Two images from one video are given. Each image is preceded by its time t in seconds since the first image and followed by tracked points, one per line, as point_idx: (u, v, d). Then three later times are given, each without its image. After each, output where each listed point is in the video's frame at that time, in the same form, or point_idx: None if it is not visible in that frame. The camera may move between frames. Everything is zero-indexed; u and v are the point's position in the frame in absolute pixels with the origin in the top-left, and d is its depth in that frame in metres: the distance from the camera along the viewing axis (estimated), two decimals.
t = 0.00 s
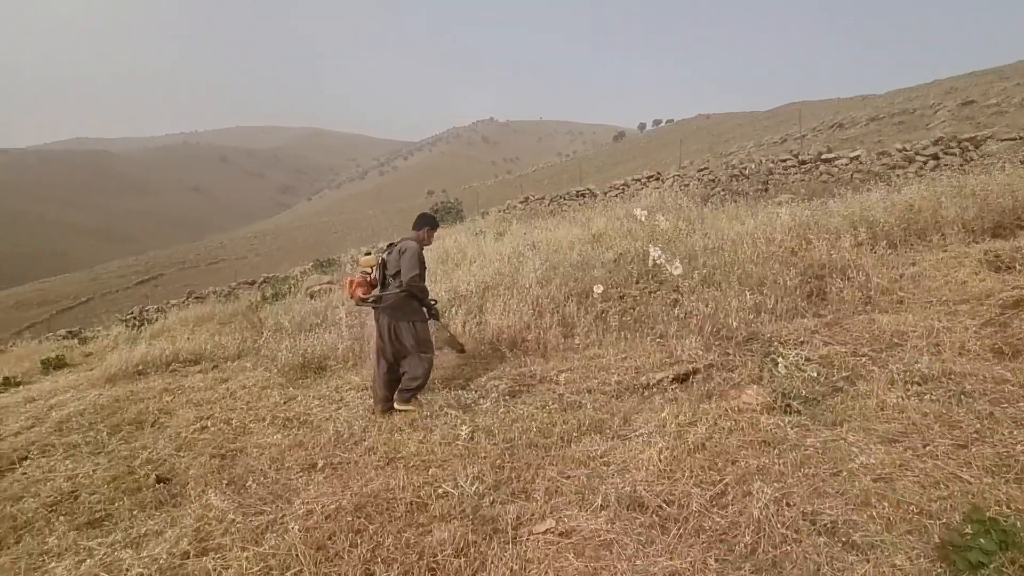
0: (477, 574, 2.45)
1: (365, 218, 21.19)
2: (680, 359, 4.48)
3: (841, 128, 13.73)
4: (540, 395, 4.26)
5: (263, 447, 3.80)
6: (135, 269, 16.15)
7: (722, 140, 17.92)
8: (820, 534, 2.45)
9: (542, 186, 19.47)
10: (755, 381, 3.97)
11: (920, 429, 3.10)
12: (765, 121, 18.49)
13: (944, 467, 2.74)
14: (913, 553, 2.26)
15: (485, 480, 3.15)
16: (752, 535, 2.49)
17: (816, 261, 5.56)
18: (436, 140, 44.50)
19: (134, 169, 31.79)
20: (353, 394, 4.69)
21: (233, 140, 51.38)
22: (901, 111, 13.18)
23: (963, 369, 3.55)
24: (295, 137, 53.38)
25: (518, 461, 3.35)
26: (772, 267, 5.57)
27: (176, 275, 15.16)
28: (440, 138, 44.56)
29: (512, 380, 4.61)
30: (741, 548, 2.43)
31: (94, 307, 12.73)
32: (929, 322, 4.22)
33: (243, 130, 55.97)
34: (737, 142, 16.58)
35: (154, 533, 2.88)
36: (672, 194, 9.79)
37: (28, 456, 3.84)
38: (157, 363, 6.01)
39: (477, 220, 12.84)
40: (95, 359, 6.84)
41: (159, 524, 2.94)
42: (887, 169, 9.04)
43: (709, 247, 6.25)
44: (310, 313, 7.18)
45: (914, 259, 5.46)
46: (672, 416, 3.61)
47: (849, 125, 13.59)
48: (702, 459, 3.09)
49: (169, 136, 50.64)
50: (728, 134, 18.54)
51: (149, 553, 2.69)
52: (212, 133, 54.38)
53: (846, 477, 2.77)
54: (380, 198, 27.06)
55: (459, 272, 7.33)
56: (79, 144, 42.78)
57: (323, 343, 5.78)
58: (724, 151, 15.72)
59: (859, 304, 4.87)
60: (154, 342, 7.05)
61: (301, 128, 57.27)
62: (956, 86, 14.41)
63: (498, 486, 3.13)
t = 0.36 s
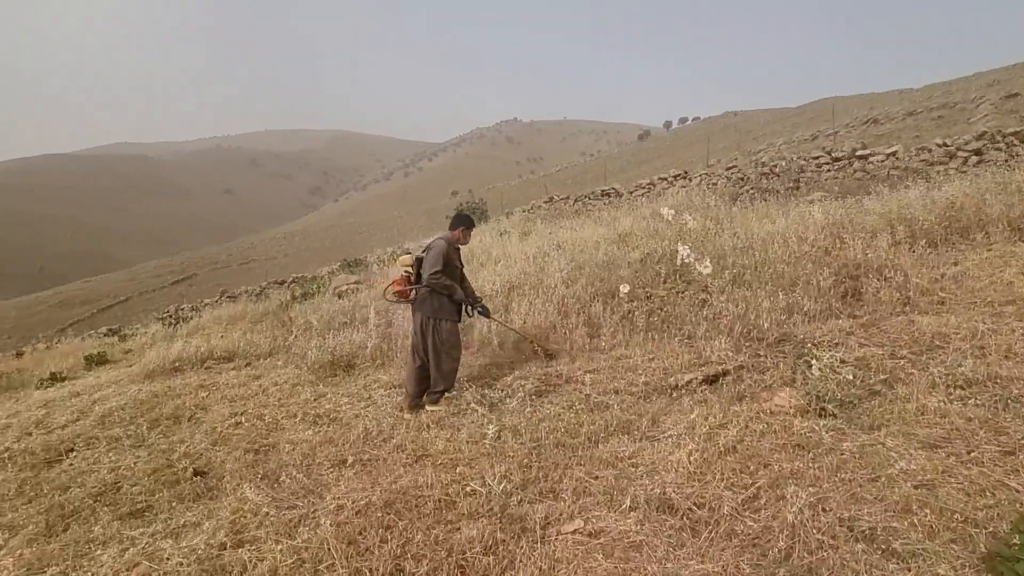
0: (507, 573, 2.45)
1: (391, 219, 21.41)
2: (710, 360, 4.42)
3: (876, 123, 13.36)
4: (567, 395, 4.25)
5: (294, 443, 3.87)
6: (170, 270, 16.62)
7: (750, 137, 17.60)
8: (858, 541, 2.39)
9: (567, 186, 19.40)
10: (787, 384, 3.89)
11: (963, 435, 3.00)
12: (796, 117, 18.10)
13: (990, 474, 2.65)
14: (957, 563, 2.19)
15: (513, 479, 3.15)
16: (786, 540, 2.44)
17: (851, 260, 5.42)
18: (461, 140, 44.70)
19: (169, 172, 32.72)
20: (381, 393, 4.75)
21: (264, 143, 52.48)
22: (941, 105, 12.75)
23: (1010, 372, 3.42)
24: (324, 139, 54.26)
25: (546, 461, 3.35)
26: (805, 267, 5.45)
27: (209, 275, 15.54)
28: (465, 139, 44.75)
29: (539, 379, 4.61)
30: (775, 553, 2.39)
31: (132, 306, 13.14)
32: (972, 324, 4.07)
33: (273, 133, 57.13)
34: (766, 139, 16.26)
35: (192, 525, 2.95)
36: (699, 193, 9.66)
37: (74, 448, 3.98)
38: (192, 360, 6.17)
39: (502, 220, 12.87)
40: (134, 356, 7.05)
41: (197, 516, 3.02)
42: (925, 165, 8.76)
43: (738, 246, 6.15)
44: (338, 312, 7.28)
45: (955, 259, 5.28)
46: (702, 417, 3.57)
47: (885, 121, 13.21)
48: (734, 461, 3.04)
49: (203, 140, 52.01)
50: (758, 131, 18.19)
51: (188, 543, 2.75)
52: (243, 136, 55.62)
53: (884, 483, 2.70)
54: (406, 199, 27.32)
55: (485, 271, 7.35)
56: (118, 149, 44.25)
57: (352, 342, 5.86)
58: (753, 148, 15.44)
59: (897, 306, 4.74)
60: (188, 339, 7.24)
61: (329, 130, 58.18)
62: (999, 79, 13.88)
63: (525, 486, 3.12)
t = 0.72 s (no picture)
0: (528, 571, 2.44)
1: (412, 218, 21.56)
2: (734, 363, 4.36)
3: (907, 123, 13.04)
4: (588, 395, 4.22)
5: (318, 437, 3.92)
6: (197, 266, 16.97)
7: (775, 137, 17.31)
8: (889, 550, 2.34)
9: (589, 186, 19.31)
10: (814, 388, 3.82)
11: (1000, 443, 2.91)
12: (824, 116, 17.75)
13: None
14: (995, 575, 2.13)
15: (534, 478, 3.15)
16: (814, 547, 2.39)
17: (881, 263, 5.29)
18: (482, 140, 44.79)
19: (196, 172, 33.40)
20: (402, 390, 4.78)
21: (289, 143, 53.27)
22: (976, 103, 12.39)
23: None
24: (347, 139, 54.91)
25: (566, 461, 3.34)
26: (833, 269, 5.35)
27: (234, 272, 15.82)
28: (487, 138, 44.85)
29: (559, 379, 4.59)
30: (803, 560, 2.34)
31: (160, 301, 13.44)
32: (1010, 328, 3.95)
33: (298, 133, 58.03)
34: (792, 139, 15.97)
35: (219, 515, 3.01)
36: (723, 193, 9.53)
37: (106, 438, 4.08)
38: (219, 355, 6.28)
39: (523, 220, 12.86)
40: (162, 350, 7.21)
41: (224, 507, 3.07)
42: (959, 165, 8.52)
43: (763, 247, 6.05)
44: (360, 309, 7.36)
45: (991, 262, 5.12)
46: (726, 420, 3.52)
47: (917, 120, 12.88)
48: (759, 466, 3.00)
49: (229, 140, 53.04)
50: (784, 130, 17.89)
51: (215, 533, 2.79)
52: (269, 136, 56.51)
53: (916, 491, 2.64)
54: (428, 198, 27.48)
55: (506, 271, 7.36)
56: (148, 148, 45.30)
57: (373, 339, 5.92)
58: (779, 148, 15.20)
59: (929, 310, 4.62)
60: (214, 335, 7.38)
61: (352, 131, 58.88)
62: None
63: (546, 485, 3.12)
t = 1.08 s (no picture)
0: (548, 572, 2.44)
1: (430, 216, 21.66)
2: (756, 366, 4.30)
3: (934, 122, 12.75)
4: (607, 396, 4.20)
5: (338, 434, 3.96)
6: (219, 264, 17.24)
7: (797, 136, 17.06)
8: (919, 559, 2.29)
9: (606, 185, 19.22)
10: (838, 393, 3.75)
11: None
12: (848, 115, 17.43)
13: None
14: None
15: (554, 479, 3.14)
16: (840, 554, 2.35)
17: (908, 266, 5.18)
18: (500, 139, 44.82)
19: (219, 171, 33.95)
20: (421, 388, 4.80)
21: (309, 142, 53.91)
22: (1006, 102, 12.07)
23: None
24: (366, 139, 55.38)
25: (586, 461, 3.32)
26: (858, 272, 5.25)
27: (254, 270, 16.04)
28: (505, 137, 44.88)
29: (578, 379, 4.57)
30: (830, 567, 2.30)
31: (183, 297, 13.68)
32: None
33: (318, 133, 58.70)
34: (814, 138, 15.73)
35: (243, 509, 3.05)
36: (744, 194, 9.42)
37: (133, 431, 4.16)
38: (241, 351, 6.37)
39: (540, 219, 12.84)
40: (185, 346, 7.33)
41: (248, 501, 3.11)
42: (989, 166, 8.31)
43: (786, 249, 5.96)
44: (379, 308, 7.41)
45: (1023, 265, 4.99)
46: (748, 424, 3.48)
47: (945, 119, 12.58)
48: (783, 471, 2.96)
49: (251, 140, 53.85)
50: (806, 129, 17.61)
51: (239, 526, 2.83)
52: (290, 135, 57.29)
53: (946, 500, 2.58)
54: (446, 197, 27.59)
55: (523, 270, 7.36)
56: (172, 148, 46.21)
57: (392, 337, 5.96)
58: (800, 148, 14.98)
59: (958, 314, 4.51)
60: (236, 331, 7.48)
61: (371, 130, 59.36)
62: None
63: (566, 485, 3.10)
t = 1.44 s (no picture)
0: (588, 568, 2.44)
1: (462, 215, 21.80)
2: (798, 365, 4.19)
3: (987, 111, 12.18)
4: (644, 394, 4.16)
5: (377, 428, 4.03)
6: (259, 263, 17.72)
7: (838, 129, 16.52)
8: (976, 565, 2.20)
9: (640, 182, 18.99)
10: (886, 394, 3.63)
11: None
12: (894, 106, 16.79)
13: None
14: None
15: (592, 476, 3.13)
16: (891, 558, 2.28)
17: (961, 262, 4.97)
18: (532, 137, 44.77)
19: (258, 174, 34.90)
20: (456, 385, 4.84)
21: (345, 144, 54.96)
22: None
23: None
24: (400, 140, 56.11)
25: (624, 459, 3.30)
26: (906, 269, 5.06)
27: (292, 269, 16.43)
28: (537, 135, 44.80)
29: (613, 377, 4.53)
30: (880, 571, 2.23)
31: (226, 296, 14.12)
32: None
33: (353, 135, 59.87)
34: (857, 131, 15.21)
35: (288, 499, 3.13)
36: (783, 189, 9.18)
37: (183, 423, 4.33)
38: (281, 347, 6.54)
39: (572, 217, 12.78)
40: (228, 342, 7.56)
41: (293, 492, 3.20)
42: None
43: (829, 246, 5.79)
44: (413, 306, 7.49)
45: None
46: (791, 424, 3.40)
47: (999, 108, 12.00)
48: (828, 472, 2.88)
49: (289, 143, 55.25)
50: (849, 121, 17.04)
51: (286, 515, 2.91)
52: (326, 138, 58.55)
53: (1005, 505, 2.47)
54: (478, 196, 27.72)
55: (556, 268, 7.33)
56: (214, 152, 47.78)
57: (427, 335, 6.02)
58: (843, 141, 14.50)
59: (1016, 313, 4.30)
60: (276, 328, 7.68)
61: (405, 132, 60.17)
62: None
63: (604, 483, 3.09)
